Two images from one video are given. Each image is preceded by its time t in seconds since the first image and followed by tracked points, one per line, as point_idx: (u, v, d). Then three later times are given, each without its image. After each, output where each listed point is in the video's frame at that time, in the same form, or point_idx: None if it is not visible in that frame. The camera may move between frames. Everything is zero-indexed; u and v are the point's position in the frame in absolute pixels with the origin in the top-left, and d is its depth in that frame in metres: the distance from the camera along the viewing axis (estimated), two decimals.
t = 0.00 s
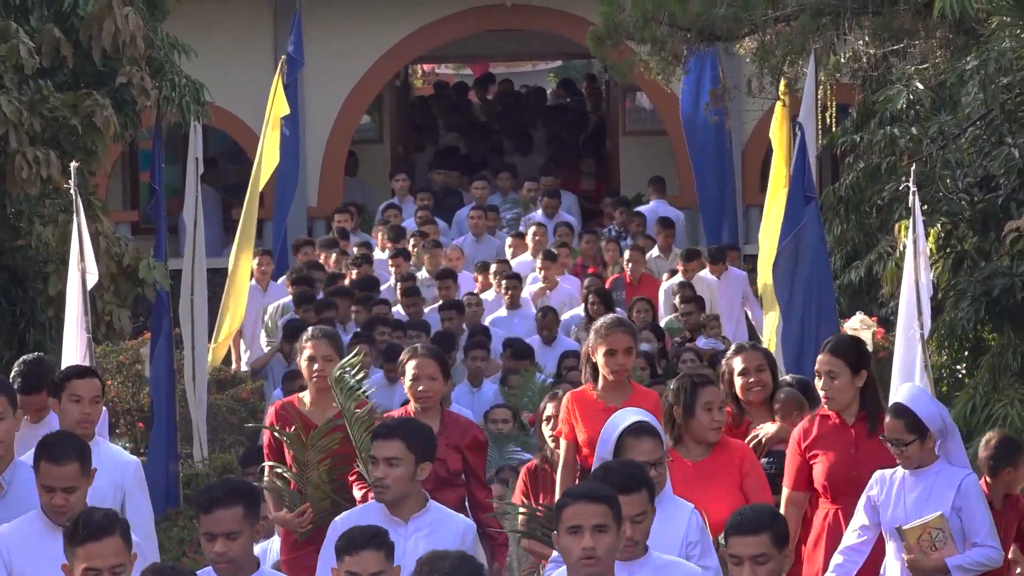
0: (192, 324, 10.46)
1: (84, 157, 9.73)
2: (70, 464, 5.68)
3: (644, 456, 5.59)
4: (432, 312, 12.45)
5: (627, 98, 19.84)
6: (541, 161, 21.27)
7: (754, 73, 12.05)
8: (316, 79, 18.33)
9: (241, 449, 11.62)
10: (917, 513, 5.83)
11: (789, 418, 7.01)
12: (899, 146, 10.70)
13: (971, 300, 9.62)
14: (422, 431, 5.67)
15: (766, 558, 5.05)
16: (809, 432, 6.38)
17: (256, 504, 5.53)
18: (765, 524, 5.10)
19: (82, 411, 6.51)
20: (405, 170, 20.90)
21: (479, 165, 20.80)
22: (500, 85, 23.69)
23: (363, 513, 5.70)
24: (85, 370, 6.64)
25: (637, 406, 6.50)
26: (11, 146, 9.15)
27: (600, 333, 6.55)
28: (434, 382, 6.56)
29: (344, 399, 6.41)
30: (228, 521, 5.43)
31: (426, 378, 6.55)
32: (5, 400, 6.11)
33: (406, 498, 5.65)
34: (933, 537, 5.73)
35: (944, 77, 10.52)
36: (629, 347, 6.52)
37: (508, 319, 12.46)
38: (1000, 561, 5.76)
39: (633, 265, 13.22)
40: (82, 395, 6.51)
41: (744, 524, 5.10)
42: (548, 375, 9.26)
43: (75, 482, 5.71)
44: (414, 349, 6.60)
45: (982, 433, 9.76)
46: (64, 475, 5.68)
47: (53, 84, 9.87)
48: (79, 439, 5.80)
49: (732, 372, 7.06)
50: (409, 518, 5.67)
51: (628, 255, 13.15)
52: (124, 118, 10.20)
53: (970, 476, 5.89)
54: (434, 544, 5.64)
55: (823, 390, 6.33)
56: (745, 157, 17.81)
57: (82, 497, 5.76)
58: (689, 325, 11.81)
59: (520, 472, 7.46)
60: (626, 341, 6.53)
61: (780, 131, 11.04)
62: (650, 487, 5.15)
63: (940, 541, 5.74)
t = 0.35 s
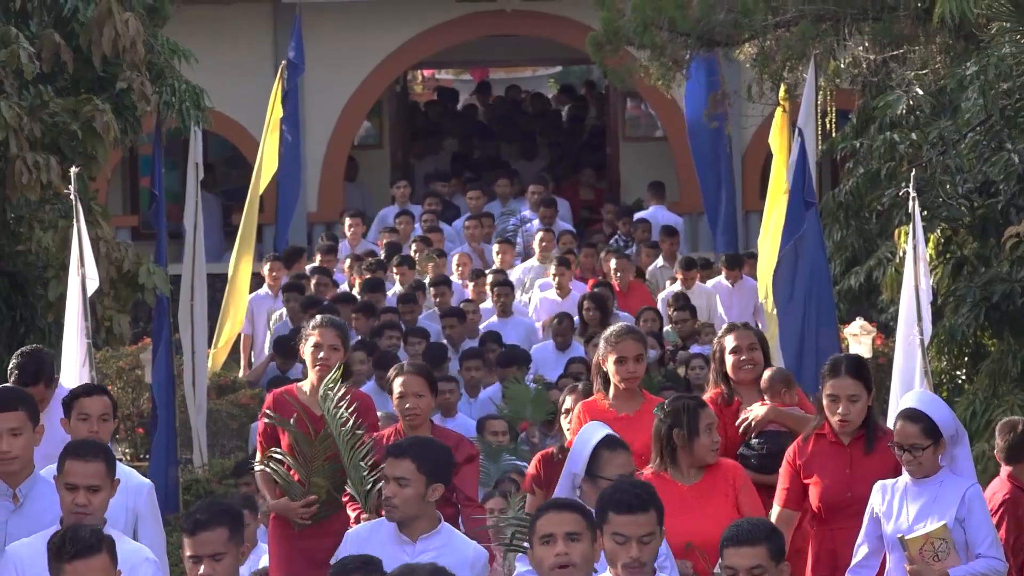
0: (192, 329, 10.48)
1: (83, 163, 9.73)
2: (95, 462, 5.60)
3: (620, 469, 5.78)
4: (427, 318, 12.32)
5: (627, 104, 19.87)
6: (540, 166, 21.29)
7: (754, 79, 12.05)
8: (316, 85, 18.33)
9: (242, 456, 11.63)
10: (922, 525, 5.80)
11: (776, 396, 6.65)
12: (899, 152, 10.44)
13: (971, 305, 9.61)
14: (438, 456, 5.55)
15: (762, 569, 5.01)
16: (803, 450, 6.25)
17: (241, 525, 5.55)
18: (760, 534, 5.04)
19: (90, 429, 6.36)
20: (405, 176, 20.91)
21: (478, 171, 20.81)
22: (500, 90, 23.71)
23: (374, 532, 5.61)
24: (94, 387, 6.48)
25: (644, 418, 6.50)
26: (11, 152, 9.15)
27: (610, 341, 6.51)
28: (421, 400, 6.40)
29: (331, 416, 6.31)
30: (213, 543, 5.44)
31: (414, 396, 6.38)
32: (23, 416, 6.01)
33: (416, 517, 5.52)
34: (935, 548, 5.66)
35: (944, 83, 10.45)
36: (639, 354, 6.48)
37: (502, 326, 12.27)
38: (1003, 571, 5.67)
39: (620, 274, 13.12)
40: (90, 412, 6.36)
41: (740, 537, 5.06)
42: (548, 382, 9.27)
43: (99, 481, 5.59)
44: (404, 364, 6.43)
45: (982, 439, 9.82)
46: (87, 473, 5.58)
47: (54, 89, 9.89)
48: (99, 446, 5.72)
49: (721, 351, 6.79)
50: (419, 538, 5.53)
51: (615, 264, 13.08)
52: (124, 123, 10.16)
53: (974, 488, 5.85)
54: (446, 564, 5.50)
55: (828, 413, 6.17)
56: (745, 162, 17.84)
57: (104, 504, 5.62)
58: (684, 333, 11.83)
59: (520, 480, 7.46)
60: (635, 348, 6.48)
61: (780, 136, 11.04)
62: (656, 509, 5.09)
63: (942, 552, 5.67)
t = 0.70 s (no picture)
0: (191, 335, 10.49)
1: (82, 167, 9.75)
2: (91, 475, 5.55)
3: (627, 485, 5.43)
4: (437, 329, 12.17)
5: (625, 108, 19.87)
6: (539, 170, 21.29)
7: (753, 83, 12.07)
8: (315, 88, 18.34)
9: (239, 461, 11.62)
10: (916, 545, 5.62)
11: (768, 407, 6.59)
12: (898, 155, 10.47)
13: (970, 308, 9.60)
14: (437, 465, 5.42)
15: None
16: (809, 453, 6.17)
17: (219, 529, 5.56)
18: (775, 556, 4.84)
19: (92, 441, 6.30)
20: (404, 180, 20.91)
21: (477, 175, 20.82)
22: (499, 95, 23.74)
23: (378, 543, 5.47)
24: (96, 399, 6.43)
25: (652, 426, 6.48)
26: (10, 156, 9.15)
27: (612, 348, 6.52)
28: (406, 407, 6.24)
29: (319, 425, 6.25)
30: (191, 543, 5.48)
31: (398, 403, 6.23)
32: (10, 438, 5.98)
33: (422, 531, 5.38)
34: (935, 570, 5.45)
35: (943, 85, 10.47)
36: (642, 360, 6.48)
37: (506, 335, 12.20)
38: None
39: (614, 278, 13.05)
40: (91, 424, 6.31)
41: (754, 556, 4.84)
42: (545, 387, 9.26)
43: (94, 495, 5.54)
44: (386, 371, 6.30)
45: (982, 442, 9.80)
46: (82, 487, 5.52)
47: (53, 93, 9.89)
48: (97, 462, 5.65)
49: (721, 365, 6.82)
50: (424, 551, 5.40)
51: (608, 269, 12.98)
52: (122, 127, 10.19)
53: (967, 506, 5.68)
54: None
55: (846, 436, 6.06)
56: (744, 165, 17.84)
57: (100, 517, 5.59)
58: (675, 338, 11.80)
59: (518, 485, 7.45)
60: (637, 355, 6.48)
61: (778, 140, 11.05)
62: (695, 505, 5.12)
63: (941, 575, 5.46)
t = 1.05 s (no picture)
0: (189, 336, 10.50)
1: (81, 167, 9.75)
2: (56, 483, 5.58)
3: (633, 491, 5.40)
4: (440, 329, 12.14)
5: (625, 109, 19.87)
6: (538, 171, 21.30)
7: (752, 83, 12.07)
8: (314, 88, 18.34)
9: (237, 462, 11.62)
10: (908, 547, 5.59)
11: (774, 406, 6.69)
12: (896, 155, 10.48)
13: (969, 308, 9.64)
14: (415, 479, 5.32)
15: None
16: (812, 477, 6.10)
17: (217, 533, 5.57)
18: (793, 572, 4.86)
19: (74, 451, 6.26)
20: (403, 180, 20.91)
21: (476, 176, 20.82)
22: (499, 95, 23.74)
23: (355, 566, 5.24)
24: (81, 409, 6.39)
25: (644, 435, 6.47)
26: (10, 156, 9.15)
27: (603, 355, 6.51)
28: (410, 418, 6.28)
29: (323, 431, 6.14)
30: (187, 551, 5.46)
31: (403, 415, 6.27)
32: None
33: (407, 550, 5.19)
34: (929, 571, 5.49)
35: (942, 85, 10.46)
36: (631, 368, 6.46)
37: (509, 335, 12.26)
38: None
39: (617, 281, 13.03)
40: (75, 434, 6.26)
41: (775, 568, 4.92)
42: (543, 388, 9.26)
43: (63, 504, 5.56)
44: (390, 384, 6.35)
45: (980, 442, 9.79)
46: (50, 495, 5.55)
47: (52, 93, 9.88)
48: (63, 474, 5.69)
49: (723, 365, 6.90)
50: (408, 569, 5.21)
51: (614, 274, 12.93)
52: (121, 127, 10.18)
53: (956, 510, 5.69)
54: None
55: (846, 455, 6.06)
56: (743, 166, 17.85)
57: (68, 525, 5.61)
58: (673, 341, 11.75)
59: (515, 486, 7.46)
60: (627, 363, 6.47)
61: (778, 140, 11.05)
62: (692, 519, 5.14)
63: None
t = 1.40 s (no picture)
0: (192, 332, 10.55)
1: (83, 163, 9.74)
2: (45, 488, 5.43)
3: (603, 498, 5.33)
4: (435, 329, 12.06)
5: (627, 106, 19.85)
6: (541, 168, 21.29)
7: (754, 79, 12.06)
8: (316, 85, 18.35)
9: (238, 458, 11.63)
10: (919, 559, 5.53)
11: (770, 418, 6.36)
12: (899, 152, 10.44)
13: (971, 306, 9.60)
14: (413, 486, 5.23)
15: None
16: (825, 477, 5.98)
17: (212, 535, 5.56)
18: None
19: (85, 464, 6.10)
20: (405, 177, 20.91)
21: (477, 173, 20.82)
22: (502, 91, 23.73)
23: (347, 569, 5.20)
24: (90, 420, 6.20)
25: (637, 437, 6.46)
26: (12, 152, 9.17)
27: (598, 355, 6.44)
28: (418, 416, 6.19)
29: (331, 430, 6.09)
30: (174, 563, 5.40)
31: (411, 412, 6.18)
32: None
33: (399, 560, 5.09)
34: None
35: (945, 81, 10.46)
36: (627, 370, 6.42)
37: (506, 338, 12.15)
38: None
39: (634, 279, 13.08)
40: (85, 445, 6.08)
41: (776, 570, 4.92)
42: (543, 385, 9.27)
43: (52, 508, 5.41)
44: (397, 380, 6.24)
45: (982, 439, 9.80)
46: (40, 499, 5.39)
47: (54, 89, 9.88)
48: (52, 478, 5.53)
49: (716, 374, 6.61)
50: None
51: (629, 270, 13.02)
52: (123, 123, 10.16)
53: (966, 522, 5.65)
54: None
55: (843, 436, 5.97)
56: (745, 163, 17.84)
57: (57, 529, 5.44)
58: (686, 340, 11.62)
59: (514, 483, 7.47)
60: (624, 365, 6.43)
61: (780, 137, 11.07)
62: (665, 523, 5.10)
63: None
